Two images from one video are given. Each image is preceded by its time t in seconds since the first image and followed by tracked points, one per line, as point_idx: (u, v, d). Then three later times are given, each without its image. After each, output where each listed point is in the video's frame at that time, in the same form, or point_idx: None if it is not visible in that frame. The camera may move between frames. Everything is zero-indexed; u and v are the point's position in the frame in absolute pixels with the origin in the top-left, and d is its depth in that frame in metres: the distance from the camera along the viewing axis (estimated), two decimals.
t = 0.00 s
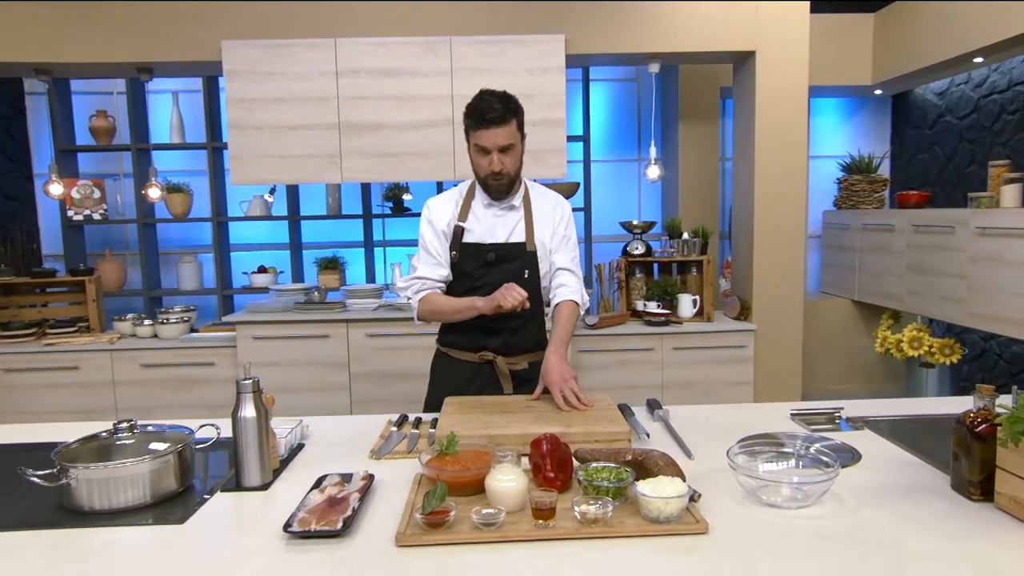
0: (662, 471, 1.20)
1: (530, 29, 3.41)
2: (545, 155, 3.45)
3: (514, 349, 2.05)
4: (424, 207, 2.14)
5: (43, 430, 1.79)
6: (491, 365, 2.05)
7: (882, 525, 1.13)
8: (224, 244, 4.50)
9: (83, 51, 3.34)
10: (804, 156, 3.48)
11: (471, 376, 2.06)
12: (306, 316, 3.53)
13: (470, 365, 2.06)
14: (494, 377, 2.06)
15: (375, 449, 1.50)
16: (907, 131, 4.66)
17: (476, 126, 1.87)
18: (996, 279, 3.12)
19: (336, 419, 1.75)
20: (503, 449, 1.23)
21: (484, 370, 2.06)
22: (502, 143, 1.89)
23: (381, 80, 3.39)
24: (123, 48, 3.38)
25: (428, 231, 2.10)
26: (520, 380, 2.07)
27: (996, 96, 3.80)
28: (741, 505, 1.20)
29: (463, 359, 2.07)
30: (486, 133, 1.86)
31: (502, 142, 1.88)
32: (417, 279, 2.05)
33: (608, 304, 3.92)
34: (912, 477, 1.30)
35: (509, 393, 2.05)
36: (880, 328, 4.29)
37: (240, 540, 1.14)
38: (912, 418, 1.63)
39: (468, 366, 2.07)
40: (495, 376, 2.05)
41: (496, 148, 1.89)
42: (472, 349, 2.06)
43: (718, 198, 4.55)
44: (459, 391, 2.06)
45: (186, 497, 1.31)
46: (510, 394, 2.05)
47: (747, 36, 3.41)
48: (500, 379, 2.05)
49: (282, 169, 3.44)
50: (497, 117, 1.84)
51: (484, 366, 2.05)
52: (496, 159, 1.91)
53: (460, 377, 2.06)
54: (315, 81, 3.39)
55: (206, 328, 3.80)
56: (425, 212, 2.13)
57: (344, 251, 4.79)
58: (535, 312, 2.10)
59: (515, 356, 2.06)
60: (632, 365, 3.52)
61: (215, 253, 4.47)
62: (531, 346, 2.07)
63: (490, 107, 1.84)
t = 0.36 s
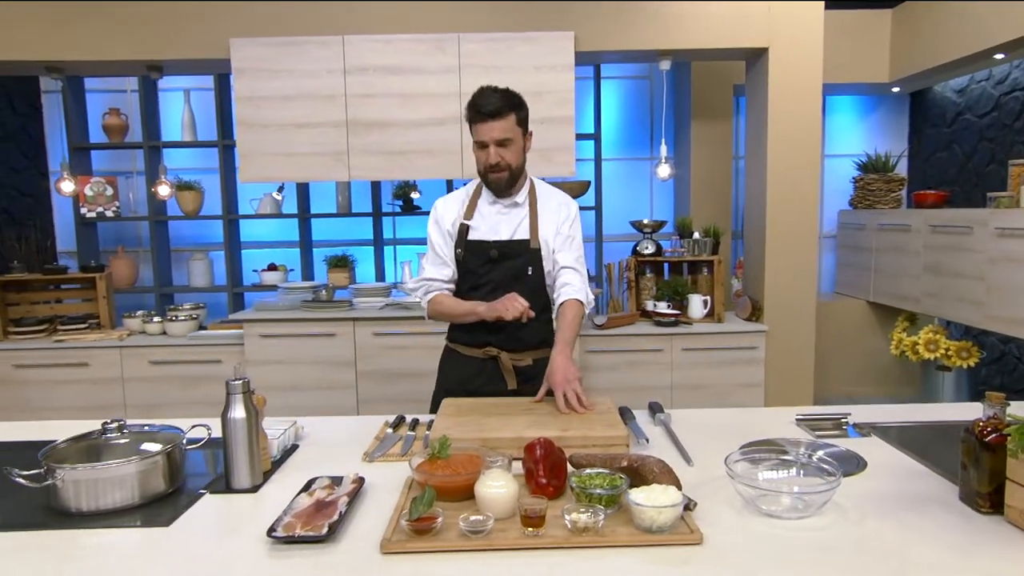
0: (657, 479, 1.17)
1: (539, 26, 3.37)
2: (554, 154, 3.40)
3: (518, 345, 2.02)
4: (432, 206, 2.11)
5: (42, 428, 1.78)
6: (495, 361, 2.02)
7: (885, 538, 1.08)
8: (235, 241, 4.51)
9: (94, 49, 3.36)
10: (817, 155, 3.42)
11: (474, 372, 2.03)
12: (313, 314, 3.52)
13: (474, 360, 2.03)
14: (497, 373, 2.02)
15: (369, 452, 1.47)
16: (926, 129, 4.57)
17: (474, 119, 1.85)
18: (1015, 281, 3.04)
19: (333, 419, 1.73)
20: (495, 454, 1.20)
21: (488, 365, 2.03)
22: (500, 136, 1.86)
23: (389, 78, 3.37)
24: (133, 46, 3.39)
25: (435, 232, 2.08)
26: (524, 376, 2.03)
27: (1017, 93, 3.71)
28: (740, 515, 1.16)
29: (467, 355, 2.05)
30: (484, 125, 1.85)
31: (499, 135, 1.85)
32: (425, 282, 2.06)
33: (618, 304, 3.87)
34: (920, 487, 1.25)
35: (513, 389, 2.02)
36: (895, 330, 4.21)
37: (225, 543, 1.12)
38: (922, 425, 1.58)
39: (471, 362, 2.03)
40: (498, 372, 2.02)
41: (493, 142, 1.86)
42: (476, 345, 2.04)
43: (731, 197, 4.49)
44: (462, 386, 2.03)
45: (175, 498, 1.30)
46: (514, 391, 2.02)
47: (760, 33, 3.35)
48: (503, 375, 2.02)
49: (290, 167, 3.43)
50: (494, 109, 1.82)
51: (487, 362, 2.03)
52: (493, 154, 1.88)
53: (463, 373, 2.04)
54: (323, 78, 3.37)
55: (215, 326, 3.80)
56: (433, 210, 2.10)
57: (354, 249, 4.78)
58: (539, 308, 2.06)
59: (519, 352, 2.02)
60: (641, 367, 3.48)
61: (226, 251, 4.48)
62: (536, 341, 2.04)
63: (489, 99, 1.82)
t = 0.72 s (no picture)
0: (652, 486, 1.14)
1: (549, 23, 3.34)
2: (564, 153, 3.37)
3: (495, 340, 2.01)
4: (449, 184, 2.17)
5: (43, 426, 1.78)
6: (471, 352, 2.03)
7: (886, 550, 1.05)
8: (247, 239, 4.52)
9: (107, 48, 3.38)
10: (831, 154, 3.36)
11: (455, 361, 2.06)
12: (321, 313, 3.51)
13: (455, 349, 2.06)
14: (473, 365, 2.02)
15: (363, 454, 1.45)
16: (944, 128, 4.49)
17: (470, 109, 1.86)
18: None
19: (330, 419, 1.72)
20: (486, 459, 1.18)
21: (466, 356, 2.03)
22: (491, 130, 1.85)
23: (398, 76, 3.35)
24: (145, 44, 3.40)
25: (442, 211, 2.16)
26: (498, 371, 2.00)
27: None
28: (736, 525, 1.13)
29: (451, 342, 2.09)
30: (478, 116, 1.85)
31: (491, 129, 1.85)
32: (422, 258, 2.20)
33: (628, 305, 3.84)
34: (925, 498, 1.21)
35: (486, 382, 2.01)
36: (911, 333, 4.14)
37: (211, 546, 1.11)
38: (930, 432, 1.54)
39: (453, 350, 2.06)
40: (473, 364, 2.02)
41: (484, 134, 1.86)
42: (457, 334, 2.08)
43: (744, 197, 4.44)
44: (444, 372, 2.08)
45: (165, 498, 1.29)
46: (486, 384, 2.01)
47: (774, 30, 3.30)
48: (478, 367, 2.01)
49: (299, 165, 3.43)
50: (487, 101, 1.81)
51: (465, 353, 2.04)
52: (484, 145, 1.88)
53: (445, 360, 2.08)
54: (332, 76, 3.37)
55: (225, 324, 3.81)
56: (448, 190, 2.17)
57: (365, 247, 4.78)
58: (523, 305, 2.02)
59: (494, 347, 2.01)
60: (650, 368, 3.44)
61: (238, 249, 4.50)
62: (513, 338, 2.01)
63: (486, 91, 1.82)
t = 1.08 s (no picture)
0: (643, 492, 1.12)
1: (561, 23, 3.32)
2: (575, 153, 3.35)
3: (462, 341, 2.01)
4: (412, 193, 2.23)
5: (49, 422, 1.81)
6: (440, 358, 2.03)
7: (881, 563, 1.02)
8: (262, 238, 4.54)
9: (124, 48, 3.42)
10: (847, 155, 3.31)
11: (426, 366, 2.06)
12: (332, 311, 3.52)
13: (425, 354, 2.07)
14: (443, 369, 2.03)
15: (359, 455, 1.45)
16: (966, 129, 4.40)
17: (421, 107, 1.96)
18: None
19: (330, 419, 1.72)
20: (477, 463, 1.17)
21: (435, 361, 2.04)
22: (440, 126, 1.94)
23: (409, 76, 3.35)
24: (160, 44, 3.44)
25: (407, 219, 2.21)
26: (469, 374, 2.02)
27: None
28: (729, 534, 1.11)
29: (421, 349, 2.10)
30: (427, 113, 1.94)
31: (438, 124, 1.93)
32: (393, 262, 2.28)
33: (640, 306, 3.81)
34: (925, 509, 1.18)
35: (457, 386, 2.02)
36: (929, 337, 4.07)
37: (201, 546, 1.11)
38: (938, 441, 1.50)
39: (424, 356, 2.06)
40: (443, 369, 2.03)
41: (432, 130, 1.95)
42: (427, 340, 2.07)
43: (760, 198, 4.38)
44: (415, 380, 2.08)
45: (160, 497, 1.30)
46: (458, 388, 2.02)
47: (789, 29, 3.25)
48: (448, 371, 2.03)
49: (311, 165, 3.44)
50: (434, 98, 1.91)
51: (435, 360, 2.04)
52: (432, 141, 1.96)
53: (417, 367, 2.08)
54: (344, 76, 3.37)
55: (237, 322, 3.84)
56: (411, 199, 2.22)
57: (378, 246, 4.79)
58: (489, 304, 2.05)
59: (464, 349, 2.01)
60: (661, 370, 3.41)
61: (253, 247, 4.52)
62: (481, 338, 2.01)
63: (435, 88, 1.92)
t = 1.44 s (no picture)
0: (640, 493, 1.12)
1: (579, 21, 3.31)
2: (592, 151, 3.33)
3: (411, 332, 2.04)
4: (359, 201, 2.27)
5: (68, 413, 1.85)
6: (389, 348, 2.06)
7: (880, 569, 1.00)
8: (284, 235, 4.58)
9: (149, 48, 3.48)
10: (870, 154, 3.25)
11: (376, 358, 2.09)
12: (350, 308, 3.55)
13: (376, 345, 2.10)
14: (392, 360, 2.07)
15: (362, 451, 1.46)
16: (997, 126, 4.29)
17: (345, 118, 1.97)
18: None
19: (338, 416, 1.73)
20: (475, 461, 1.17)
21: (385, 351, 2.07)
22: (366, 135, 1.95)
23: (426, 74, 3.35)
24: (185, 44, 3.49)
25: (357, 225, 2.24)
26: (417, 363, 2.04)
27: None
28: (727, 536, 1.10)
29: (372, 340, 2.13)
30: (353, 124, 1.96)
31: (365, 134, 1.95)
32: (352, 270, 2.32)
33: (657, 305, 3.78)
34: (930, 515, 1.16)
35: (405, 375, 2.05)
36: (955, 339, 3.98)
37: (200, 539, 1.13)
38: (951, 445, 1.47)
39: (375, 348, 2.10)
40: (391, 359, 2.06)
41: (360, 140, 1.96)
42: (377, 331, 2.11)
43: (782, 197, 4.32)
44: (367, 372, 2.11)
45: (166, 488, 1.32)
46: (406, 377, 2.05)
47: (811, 26, 3.20)
48: (396, 361, 2.06)
49: (330, 163, 3.46)
50: (355, 110, 1.92)
51: (384, 350, 2.08)
52: (362, 149, 1.97)
53: (368, 358, 2.11)
54: (363, 74, 3.38)
55: (258, 318, 3.89)
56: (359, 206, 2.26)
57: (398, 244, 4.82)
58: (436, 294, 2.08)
59: (412, 340, 2.04)
60: (678, 370, 3.39)
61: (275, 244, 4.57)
62: (428, 328, 2.04)
63: (356, 100, 1.93)
